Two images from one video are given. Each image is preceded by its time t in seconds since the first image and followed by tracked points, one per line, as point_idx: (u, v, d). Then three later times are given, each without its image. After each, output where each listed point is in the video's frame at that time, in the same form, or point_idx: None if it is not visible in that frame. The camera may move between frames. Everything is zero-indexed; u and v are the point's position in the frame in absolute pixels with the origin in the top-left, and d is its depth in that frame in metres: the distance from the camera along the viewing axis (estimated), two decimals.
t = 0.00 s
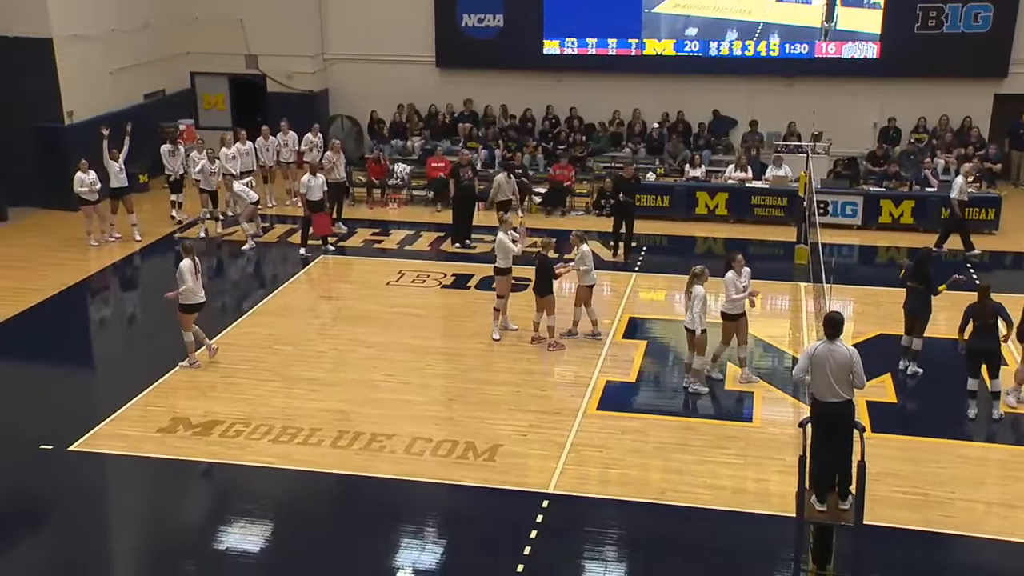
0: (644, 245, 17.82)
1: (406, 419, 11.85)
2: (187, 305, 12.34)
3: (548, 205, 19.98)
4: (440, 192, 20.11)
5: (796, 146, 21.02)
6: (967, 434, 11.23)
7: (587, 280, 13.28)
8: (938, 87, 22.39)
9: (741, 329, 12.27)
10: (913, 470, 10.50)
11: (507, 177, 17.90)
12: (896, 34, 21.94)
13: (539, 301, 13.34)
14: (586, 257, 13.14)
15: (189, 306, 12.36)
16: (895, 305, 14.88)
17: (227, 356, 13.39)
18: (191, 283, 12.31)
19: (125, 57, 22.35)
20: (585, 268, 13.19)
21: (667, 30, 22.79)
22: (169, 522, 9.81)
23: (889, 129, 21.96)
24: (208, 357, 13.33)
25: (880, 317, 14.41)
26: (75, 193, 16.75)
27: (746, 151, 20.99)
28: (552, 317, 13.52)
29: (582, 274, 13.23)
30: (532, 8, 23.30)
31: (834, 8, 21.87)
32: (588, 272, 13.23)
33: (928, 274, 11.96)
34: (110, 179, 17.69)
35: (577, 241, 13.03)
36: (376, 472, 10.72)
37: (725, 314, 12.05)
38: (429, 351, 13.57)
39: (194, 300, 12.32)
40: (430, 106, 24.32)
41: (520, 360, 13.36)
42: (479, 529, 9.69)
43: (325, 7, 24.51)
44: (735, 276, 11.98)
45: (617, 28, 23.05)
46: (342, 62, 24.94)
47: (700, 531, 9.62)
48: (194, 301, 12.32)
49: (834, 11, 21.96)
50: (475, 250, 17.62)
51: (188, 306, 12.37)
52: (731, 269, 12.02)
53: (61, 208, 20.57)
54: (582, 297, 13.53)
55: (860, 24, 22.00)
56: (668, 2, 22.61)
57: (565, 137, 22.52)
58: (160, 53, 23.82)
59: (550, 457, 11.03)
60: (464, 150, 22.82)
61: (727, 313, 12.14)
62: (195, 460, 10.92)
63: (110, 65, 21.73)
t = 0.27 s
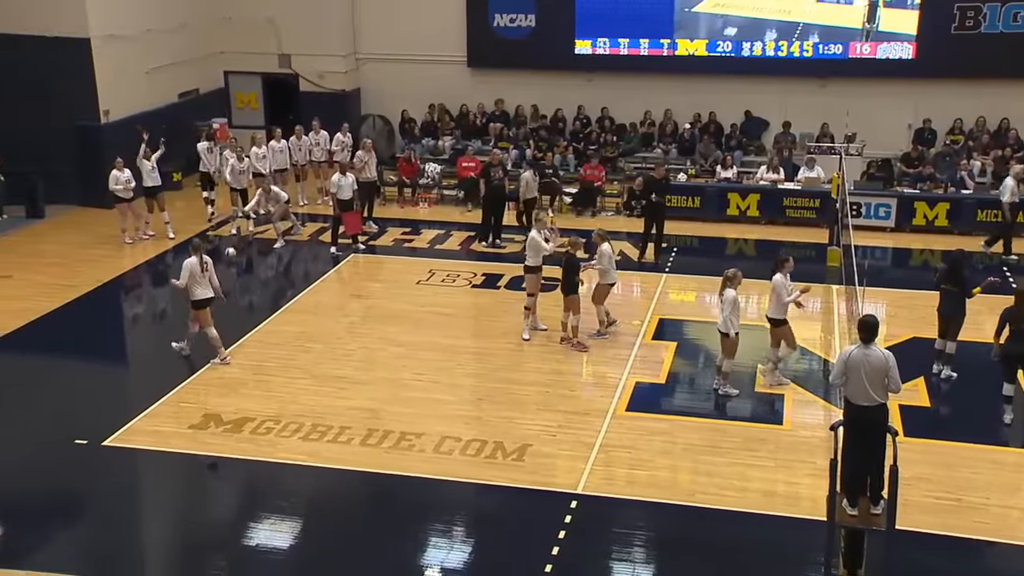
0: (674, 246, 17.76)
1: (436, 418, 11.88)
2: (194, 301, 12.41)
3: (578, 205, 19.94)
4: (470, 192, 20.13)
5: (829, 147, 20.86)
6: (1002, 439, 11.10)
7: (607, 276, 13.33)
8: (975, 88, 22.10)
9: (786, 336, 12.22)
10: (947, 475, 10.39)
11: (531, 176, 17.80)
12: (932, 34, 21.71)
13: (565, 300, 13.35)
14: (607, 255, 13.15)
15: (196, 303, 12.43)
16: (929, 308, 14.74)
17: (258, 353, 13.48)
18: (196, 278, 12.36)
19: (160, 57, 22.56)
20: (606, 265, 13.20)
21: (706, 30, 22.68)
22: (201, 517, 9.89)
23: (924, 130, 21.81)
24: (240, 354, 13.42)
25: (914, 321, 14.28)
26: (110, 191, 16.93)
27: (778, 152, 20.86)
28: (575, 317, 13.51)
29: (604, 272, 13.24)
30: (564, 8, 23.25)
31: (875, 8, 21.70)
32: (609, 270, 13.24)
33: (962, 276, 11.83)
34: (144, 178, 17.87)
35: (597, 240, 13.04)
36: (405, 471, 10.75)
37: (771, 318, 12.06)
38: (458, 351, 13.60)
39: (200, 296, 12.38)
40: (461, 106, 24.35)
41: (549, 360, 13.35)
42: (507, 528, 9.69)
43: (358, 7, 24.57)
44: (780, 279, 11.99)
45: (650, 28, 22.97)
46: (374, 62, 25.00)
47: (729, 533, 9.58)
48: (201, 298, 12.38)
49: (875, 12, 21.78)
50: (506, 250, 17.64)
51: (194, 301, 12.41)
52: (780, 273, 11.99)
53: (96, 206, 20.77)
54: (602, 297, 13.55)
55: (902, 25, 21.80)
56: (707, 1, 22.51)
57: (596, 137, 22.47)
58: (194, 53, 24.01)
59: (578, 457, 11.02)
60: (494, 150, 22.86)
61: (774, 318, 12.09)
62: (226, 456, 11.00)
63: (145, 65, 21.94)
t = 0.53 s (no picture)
0: (704, 247, 17.69)
1: (464, 417, 11.90)
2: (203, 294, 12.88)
3: (607, 206, 19.91)
4: (499, 192, 20.18)
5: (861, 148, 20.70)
6: None
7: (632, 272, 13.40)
8: (1011, 89, 21.84)
9: (832, 338, 12.22)
10: (979, 481, 10.28)
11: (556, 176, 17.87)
12: (968, 35, 21.49)
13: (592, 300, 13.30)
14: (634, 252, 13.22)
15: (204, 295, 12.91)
16: (963, 312, 14.59)
17: (287, 351, 13.56)
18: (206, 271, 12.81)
19: (194, 56, 22.74)
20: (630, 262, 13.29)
21: (745, 30, 22.55)
22: (230, 513, 9.95)
23: (959, 131, 21.66)
24: (269, 352, 13.50)
25: (947, 324, 14.14)
26: (143, 189, 17.09)
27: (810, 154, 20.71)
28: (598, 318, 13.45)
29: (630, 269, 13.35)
30: (596, 8, 23.21)
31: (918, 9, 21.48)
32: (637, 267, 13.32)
33: (996, 279, 11.70)
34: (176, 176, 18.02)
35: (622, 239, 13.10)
36: (432, 470, 10.77)
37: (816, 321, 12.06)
38: (487, 350, 13.61)
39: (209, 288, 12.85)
40: (491, 106, 24.36)
41: (577, 361, 13.34)
42: (534, 529, 9.68)
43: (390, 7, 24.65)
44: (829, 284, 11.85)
45: (681, 28, 22.88)
46: (404, 61, 25.05)
47: (757, 536, 9.52)
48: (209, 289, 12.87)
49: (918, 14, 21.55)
50: (535, 250, 17.63)
51: (204, 294, 12.89)
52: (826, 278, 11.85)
53: (130, 203, 21.00)
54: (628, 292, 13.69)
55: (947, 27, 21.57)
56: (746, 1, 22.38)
57: (626, 138, 22.41)
58: (226, 52, 24.19)
59: (606, 458, 11.00)
60: (524, 150, 22.89)
61: (823, 322, 12.04)
62: (255, 453, 11.06)
63: (179, 64, 22.13)
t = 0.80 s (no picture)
0: (732, 249, 17.61)
1: (490, 417, 11.90)
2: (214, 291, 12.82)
3: (635, 207, 19.86)
4: (527, 192, 20.19)
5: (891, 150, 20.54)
6: None
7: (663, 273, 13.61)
8: None
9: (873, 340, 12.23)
10: (1010, 486, 10.17)
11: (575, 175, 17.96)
12: (1002, 36, 21.26)
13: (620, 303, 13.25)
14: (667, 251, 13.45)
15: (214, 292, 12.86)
16: (995, 316, 14.45)
17: (314, 349, 13.62)
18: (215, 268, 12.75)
19: (224, 56, 22.90)
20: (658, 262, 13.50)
21: (782, 29, 22.37)
22: (257, 510, 10.01)
23: (993, 133, 21.36)
24: (297, 350, 13.56)
25: (978, 328, 14.01)
26: (174, 187, 17.24)
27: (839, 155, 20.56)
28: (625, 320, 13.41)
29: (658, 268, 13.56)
30: (625, 8, 23.15)
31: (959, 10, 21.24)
32: (667, 265, 13.54)
33: None
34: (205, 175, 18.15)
35: (653, 239, 13.25)
36: (458, 469, 10.79)
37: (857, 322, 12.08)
38: (513, 350, 13.61)
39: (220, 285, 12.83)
40: (518, 106, 24.36)
41: (603, 361, 13.32)
42: (559, 529, 9.66)
43: (419, 7, 24.70)
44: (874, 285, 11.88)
45: (710, 28, 22.79)
46: (432, 62, 25.09)
47: (783, 540, 9.46)
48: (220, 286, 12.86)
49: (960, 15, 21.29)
50: (562, 250, 17.63)
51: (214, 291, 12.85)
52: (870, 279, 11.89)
53: (162, 202, 21.20)
54: (654, 290, 13.87)
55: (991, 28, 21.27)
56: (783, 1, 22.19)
57: (654, 138, 22.35)
58: (256, 52, 24.32)
59: (632, 459, 10.97)
60: (552, 150, 22.92)
61: (866, 324, 12.05)
62: (282, 451, 11.12)
63: (209, 64, 22.29)
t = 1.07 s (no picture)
0: (757, 250, 17.54)
1: (513, 417, 11.90)
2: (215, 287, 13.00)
3: (660, 208, 19.83)
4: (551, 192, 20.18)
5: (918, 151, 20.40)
6: None
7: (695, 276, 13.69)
8: None
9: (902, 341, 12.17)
10: None
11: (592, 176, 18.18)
12: None
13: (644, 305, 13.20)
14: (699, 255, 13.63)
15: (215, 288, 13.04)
16: None
17: (338, 348, 13.66)
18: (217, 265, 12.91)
19: (250, 56, 23.02)
20: (690, 264, 13.60)
21: (816, 30, 22.18)
22: (281, 508, 10.05)
23: None
24: (321, 349, 13.61)
25: (1007, 331, 13.88)
26: (200, 186, 17.34)
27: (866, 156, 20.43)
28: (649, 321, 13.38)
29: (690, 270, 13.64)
30: (651, 9, 23.11)
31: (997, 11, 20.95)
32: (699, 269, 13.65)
33: None
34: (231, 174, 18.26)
35: (692, 240, 13.43)
36: (482, 469, 10.79)
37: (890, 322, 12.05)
38: (536, 351, 13.60)
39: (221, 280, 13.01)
40: (543, 106, 24.35)
41: (626, 362, 13.29)
42: (582, 530, 9.65)
43: (445, 7, 24.74)
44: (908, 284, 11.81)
45: (737, 29, 22.70)
46: (457, 62, 25.13)
47: (807, 543, 9.41)
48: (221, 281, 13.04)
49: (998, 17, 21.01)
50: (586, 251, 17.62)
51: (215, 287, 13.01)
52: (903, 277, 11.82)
53: (188, 200, 21.36)
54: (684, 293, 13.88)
55: None
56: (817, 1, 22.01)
57: (679, 139, 22.26)
58: (282, 52, 24.44)
59: (655, 461, 10.94)
60: (576, 151, 22.90)
61: (901, 323, 12.03)
62: (307, 449, 11.17)
63: (236, 64, 22.41)
